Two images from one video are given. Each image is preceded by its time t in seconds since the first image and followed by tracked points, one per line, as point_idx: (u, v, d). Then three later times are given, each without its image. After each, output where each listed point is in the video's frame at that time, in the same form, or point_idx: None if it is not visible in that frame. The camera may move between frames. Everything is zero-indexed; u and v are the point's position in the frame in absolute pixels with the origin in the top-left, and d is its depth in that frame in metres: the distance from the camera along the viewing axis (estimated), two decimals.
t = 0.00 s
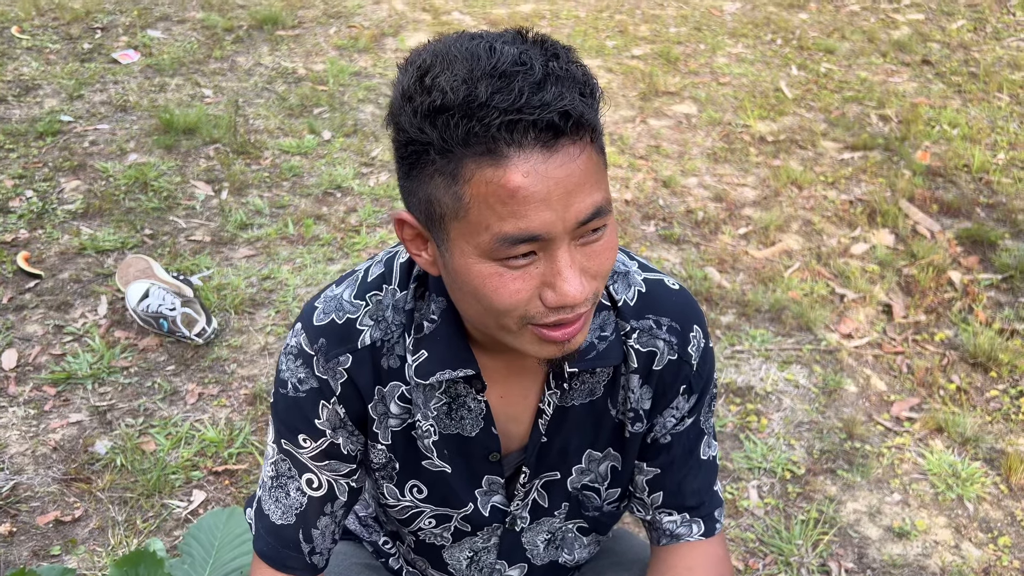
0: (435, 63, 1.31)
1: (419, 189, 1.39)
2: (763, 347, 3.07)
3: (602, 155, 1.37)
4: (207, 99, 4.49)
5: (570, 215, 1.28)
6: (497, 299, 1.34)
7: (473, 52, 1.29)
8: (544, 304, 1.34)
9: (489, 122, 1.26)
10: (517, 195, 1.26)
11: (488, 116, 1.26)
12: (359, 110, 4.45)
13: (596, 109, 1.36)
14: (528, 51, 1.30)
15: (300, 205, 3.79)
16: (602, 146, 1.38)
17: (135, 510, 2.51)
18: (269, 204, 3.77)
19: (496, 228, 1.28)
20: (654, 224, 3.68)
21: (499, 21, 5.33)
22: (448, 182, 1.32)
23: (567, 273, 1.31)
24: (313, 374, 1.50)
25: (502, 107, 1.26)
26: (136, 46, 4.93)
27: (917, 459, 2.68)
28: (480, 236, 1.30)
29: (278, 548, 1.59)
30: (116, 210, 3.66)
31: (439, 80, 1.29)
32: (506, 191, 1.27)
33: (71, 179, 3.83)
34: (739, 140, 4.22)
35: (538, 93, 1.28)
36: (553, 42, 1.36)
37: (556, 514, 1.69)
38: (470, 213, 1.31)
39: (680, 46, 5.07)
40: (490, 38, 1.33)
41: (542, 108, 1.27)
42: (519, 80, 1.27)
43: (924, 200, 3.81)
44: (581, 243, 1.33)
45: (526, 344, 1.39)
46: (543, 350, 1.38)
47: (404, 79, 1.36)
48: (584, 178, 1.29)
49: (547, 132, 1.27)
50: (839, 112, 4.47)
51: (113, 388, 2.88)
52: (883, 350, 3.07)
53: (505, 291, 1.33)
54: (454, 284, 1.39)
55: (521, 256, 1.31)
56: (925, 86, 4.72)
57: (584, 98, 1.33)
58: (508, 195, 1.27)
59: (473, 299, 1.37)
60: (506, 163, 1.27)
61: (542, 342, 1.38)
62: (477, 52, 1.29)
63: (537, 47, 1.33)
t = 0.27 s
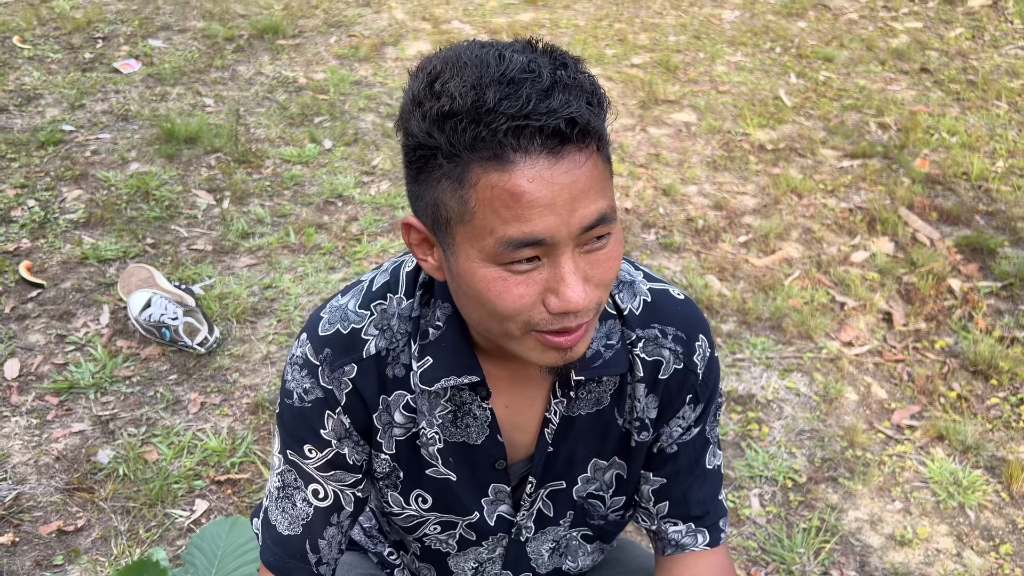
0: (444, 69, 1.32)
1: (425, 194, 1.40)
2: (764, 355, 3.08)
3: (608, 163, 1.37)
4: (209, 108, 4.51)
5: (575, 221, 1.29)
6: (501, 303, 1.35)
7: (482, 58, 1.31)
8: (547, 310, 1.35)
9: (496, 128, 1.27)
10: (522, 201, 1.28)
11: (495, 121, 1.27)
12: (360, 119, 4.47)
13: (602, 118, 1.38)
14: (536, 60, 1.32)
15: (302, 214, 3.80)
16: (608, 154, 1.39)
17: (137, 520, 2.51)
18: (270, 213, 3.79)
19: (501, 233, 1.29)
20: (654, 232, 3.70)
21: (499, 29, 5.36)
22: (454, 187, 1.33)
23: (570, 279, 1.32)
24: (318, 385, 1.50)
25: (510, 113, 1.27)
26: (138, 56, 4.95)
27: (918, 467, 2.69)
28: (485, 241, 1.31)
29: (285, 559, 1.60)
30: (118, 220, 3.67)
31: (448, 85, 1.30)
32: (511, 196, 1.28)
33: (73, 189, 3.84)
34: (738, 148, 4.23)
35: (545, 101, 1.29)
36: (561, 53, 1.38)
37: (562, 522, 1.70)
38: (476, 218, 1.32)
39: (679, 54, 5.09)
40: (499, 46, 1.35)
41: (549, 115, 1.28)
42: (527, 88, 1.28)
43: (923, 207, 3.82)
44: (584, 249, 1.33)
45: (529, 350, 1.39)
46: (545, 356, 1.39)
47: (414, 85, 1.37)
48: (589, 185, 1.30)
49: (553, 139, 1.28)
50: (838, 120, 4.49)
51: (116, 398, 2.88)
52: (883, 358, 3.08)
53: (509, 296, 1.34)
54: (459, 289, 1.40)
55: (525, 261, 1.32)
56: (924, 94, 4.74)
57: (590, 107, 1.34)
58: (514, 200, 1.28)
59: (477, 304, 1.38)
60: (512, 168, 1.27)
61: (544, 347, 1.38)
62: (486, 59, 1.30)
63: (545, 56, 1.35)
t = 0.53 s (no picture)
0: (445, 80, 1.33)
1: (426, 204, 1.41)
2: (765, 365, 3.08)
3: (607, 174, 1.38)
4: (210, 118, 4.53)
5: (573, 231, 1.30)
6: (500, 313, 1.35)
7: (482, 70, 1.32)
8: (546, 320, 1.35)
9: (495, 138, 1.28)
10: (520, 210, 1.28)
11: (494, 131, 1.28)
12: (362, 128, 4.48)
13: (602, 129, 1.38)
14: (535, 71, 1.33)
15: (303, 223, 3.81)
16: (607, 165, 1.40)
17: (138, 530, 2.51)
18: (272, 222, 3.80)
19: (500, 242, 1.30)
20: (655, 241, 3.70)
21: (500, 38, 5.38)
22: (454, 196, 1.33)
23: (569, 289, 1.32)
24: (319, 396, 1.51)
25: (508, 123, 1.28)
26: (140, 65, 4.97)
27: (919, 477, 2.69)
28: (484, 250, 1.32)
29: (286, 570, 1.60)
30: (120, 229, 3.68)
31: (448, 96, 1.31)
32: (510, 206, 1.28)
33: (75, 198, 3.86)
34: (739, 157, 4.24)
35: (544, 111, 1.30)
36: (562, 64, 1.39)
37: (562, 533, 1.70)
38: (475, 227, 1.32)
39: (679, 63, 5.11)
40: (499, 57, 1.36)
41: (547, 126, 1.29)
42: (526, 98, 1.29)
43: (924, 216, 3.83)
44: (583, 259, 1.34)
45: (527, 359, 1.40)
46: (544, 366, 1.39)
47: (415, 96, 1.39)
48: (587, 195, 1.31)
49: (552, 149, 1.29)
50: (838, 129, 4.50)
51: (118, 407, 2.89)
52: (884, 367, 3.08)
53: (508, 305, 1.34)
54: (458, 298, 1.40)
55: (524, 271, 1.32)
56: (924, 103, 4.75)
57: (590, 118, 1.35)
58: (512, 210, 1.28)
59: (476, 313, 1.39)
60: (511, 178, 1.28)
61: (543, 357, 1.38)
62: (486, 70, 1.31)
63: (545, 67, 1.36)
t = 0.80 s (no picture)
0: (443, 91, 1.34)
1: (422, 214, 1.40)
2: (767, 376, 3.08)
3: (602, 186, 1.39)
4: (214, 128, 4.54)
5: (568, 242, 1.30)
6: (495, 323, 1.34)
7: (480, 81, 1.32)
8: (540, 330, 1.34)
9: (491, 148, 1.28)
10: (516, 220, 1.28)
11: (490, 141, 1.28)
12: (364, 138, 4.50)
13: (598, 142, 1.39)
14: (532, 83, 1.33)
15: (305, 234, 3.81)
16: (603, 178, 1.40)
17: (139, 542, 2.51)
18: (274, 233, 3.80)
19: (495, 252, 1.30)
20: (657, 251, 3.70)
21: (502, 49, 5.40)
22: (450, 206, 1.33)
23: (563, 300, 1.32)
24: (316, 410, 1.51)
25: (504, 133, 1.28)
26: (144, 75, 4.99)
27: (921, 489, 2.67)
28: (479, 259, 1.31)
29: None
30: (123, 239, 3.69)
31: (446, 107, 1.31)
32: (506, 215, 1.28)
33: (78, 208, 3.87)
34: (741, 168, 4.24)
35: (540, 122, 1.30)
36: (559, 77, 1.39)
37: (560, 548, 1.70)
38: (471, 236, 1.32)
39: (682, 73, 5.12)
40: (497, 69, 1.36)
41: (543, 136, 1.29)
42: (523, 109, 1.30)
43: (926, 227, 3.82)
44: (578, 271, 1.34)
45: (522, 370, 1.39)
46: (538, 377, 1.39)
47: (413, 107, 1.39)
48: (583, 206, 1.31)
49: (548, 159, 1.29)
50: (841, 139, 4.50)
51: (119, 419, 2.89)
52: (886, 379, 3.07)
53: (503, 315, 1.34)
54: (453, 308, 1.40)
55: (519, 281, 1.32)
56: (926, 113, 4.76)
57: (586, 130, 1.35)
58: (508, 219, 1.28)
59: (471, 323, 1.38)
60: (507, 187, 1.28)
61: (538, 368, 1.38)
62: (483, 82, 1.32)
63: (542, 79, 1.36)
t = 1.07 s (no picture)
0: (437, 115, 1.34)
1: (415, 236, 1.40)
2: (770, 392, 3.06)
3: (596, 208, 1.38)
4: (219, 140, 4.56)
5: (561, 265, 1.29)
6: (488, 346, 1.34)
7: (472, 104, 1.32)
8: (534, 353, 1.34)
9: (483, 171, 1.28)
10: (509, 243, 1.28)
11: (482, 165, 1.28)
12: (369, 151, 4.51)
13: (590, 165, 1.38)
14: (525, 107, 1.33)
15: (309, 246, 3.82)
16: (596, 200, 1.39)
17: (138, 556, 2.51)
18: (278, 245, 3.81)
19: (488, 275, 1.29)
20: (660, 265, 3.69)
21: (507, 61, 5.41)
22: (443, 229, 1.33)
23: (557, 323, 1.32)
24: (309, 429, 1.50)
25: (497, 157, 1.28)
26: (150, 87, 5.02)
27: (925, 507, 2.65)
28: (472, 282, 1.31)
29: None
30: (127, 252, 3.70)
31: (439, 130, 1.31)
32: (499, 239, 1.28)
33: (83, 220, 3.88)
34: (745, 181, 4.24)
35: (532, 146, 1.30)
36: (552, 101, 1.39)
37: (555, 566, 1.74)
38: (464, 259, 1.31)
39: (686, 86, 5.12)
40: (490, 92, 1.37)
41: (536, 160, 1.29)
42: (515, 133, 1.29)
43: (931, 241, 3.80)
44: (571, 293, 1.33)
45: (516, 391, 1.39)
46: (532, 400, 1.38)
47: (407, 129, 1.39)
48: (575, 230, 1.30)
49: (541, 183, 1.28)
50: (845, 153, 4.49)
51: (121, 432, 2.89)
52: (890, 395, 3.05)
53: (496, 337, 1.33)
54: (447, 330, 1.40)
55: (512, 303, 1.32)
56: (931, 126, 4.75)
57: (579, 153, 1.35)
58: (501, 243, 1.28)
59: (464, 345, 1.38)
60: (500, 211, 1.28)
61: (531, 390, 1.38)
62: (476, 105, 1.32)
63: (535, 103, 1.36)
